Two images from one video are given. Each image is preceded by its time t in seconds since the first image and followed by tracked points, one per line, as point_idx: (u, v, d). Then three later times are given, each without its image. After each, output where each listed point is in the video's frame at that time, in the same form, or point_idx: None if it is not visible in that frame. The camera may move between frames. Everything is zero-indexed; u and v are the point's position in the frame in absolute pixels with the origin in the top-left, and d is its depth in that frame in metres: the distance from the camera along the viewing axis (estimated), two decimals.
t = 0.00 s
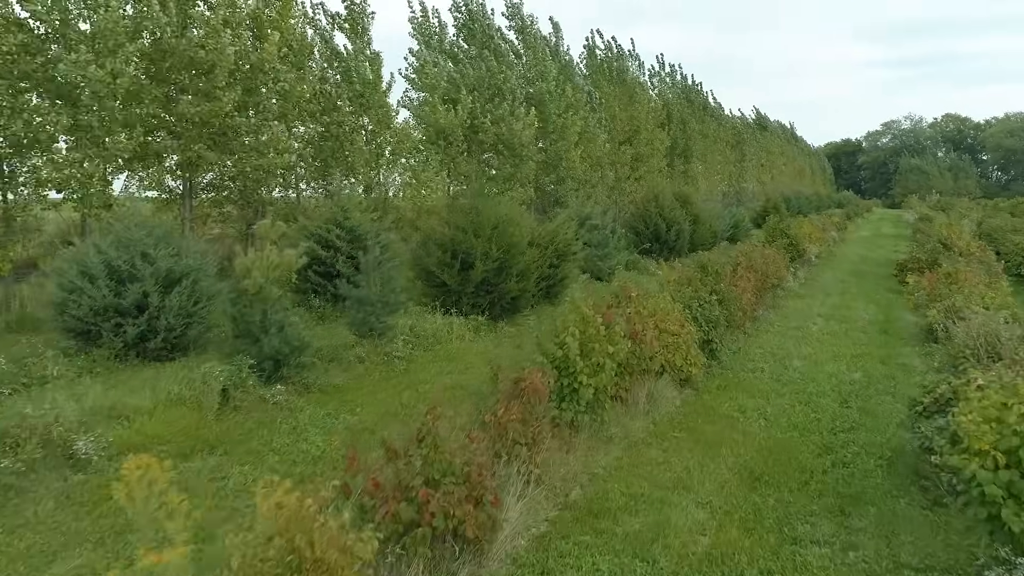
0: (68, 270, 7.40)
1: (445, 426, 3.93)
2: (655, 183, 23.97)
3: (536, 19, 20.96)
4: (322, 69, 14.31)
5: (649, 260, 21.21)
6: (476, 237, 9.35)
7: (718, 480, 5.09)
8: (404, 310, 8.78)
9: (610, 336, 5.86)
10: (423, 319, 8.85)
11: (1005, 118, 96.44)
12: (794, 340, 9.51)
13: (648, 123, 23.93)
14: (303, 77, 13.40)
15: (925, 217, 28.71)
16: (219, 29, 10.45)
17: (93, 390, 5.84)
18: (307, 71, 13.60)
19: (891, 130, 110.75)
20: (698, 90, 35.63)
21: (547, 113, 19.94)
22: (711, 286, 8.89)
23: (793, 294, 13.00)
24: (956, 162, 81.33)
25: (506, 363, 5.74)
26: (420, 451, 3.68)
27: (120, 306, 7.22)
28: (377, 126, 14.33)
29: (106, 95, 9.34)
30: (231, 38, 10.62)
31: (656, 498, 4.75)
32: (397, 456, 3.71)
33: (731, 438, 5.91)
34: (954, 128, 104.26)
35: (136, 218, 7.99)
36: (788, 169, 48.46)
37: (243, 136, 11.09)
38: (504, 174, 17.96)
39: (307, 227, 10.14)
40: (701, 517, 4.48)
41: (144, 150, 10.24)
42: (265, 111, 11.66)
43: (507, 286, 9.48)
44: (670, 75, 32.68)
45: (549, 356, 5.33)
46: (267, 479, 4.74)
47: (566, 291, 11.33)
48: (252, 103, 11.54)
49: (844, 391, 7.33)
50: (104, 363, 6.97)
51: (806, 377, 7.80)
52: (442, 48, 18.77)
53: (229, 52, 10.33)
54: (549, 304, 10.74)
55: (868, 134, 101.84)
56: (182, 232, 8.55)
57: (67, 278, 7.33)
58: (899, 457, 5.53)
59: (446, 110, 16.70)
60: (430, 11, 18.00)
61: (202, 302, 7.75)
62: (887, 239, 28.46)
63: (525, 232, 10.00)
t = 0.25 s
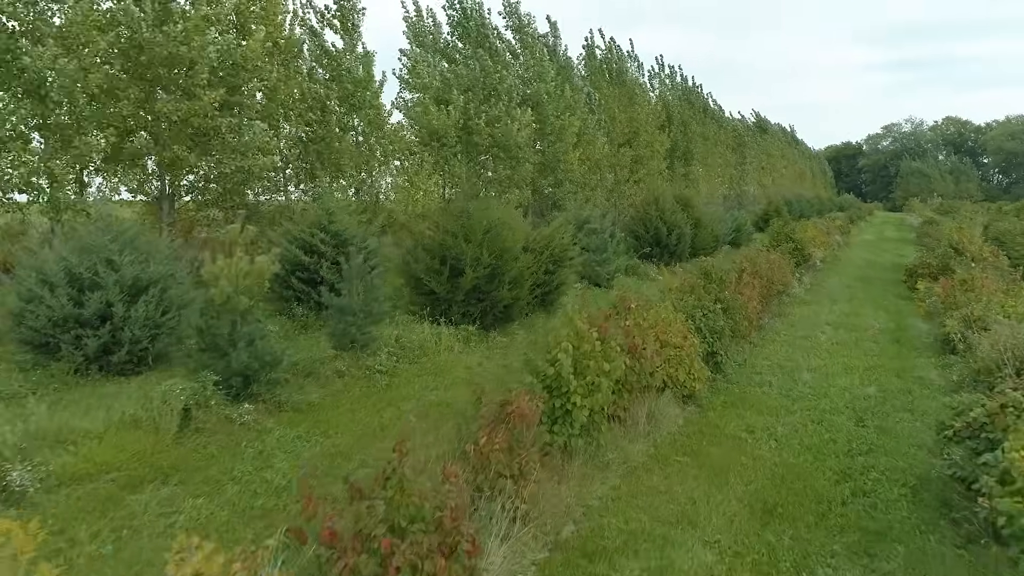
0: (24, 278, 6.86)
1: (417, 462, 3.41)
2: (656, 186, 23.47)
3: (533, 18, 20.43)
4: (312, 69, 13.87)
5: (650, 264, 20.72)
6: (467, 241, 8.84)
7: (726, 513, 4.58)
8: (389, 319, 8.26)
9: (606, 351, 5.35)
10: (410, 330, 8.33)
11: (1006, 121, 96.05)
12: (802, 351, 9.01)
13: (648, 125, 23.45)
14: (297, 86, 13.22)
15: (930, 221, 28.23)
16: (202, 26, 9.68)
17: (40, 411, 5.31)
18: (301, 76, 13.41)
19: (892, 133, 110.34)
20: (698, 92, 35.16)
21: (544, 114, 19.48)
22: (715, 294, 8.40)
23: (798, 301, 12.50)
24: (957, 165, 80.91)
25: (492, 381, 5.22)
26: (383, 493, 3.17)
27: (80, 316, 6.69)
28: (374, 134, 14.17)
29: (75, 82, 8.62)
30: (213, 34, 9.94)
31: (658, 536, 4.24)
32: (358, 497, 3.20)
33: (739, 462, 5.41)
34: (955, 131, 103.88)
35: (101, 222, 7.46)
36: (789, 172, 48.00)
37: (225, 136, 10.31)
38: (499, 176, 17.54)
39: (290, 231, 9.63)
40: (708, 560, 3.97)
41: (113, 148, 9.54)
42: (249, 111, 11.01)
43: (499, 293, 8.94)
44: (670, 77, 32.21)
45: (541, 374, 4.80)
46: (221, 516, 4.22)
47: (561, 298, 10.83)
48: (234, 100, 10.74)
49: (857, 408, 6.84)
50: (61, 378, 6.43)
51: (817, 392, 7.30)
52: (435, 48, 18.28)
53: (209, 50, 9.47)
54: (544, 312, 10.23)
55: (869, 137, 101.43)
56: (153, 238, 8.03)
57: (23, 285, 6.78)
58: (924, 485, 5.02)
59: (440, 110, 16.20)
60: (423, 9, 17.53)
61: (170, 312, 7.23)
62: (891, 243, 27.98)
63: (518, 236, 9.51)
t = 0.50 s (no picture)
0: None
1: (378, 505, 2.93)
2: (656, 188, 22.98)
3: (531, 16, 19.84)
4: (302, 67, 13.35)
5: (650, 269, 20.24)
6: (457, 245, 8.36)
7: (737, 552, 4.08)
8: (374, 329, 7.77)
9: (603, 367, 4.85)
10: (395, 339, 7.84)
11: (1008, 124, 95.64)
12: (812, 362, 8.52)
13: (649, 127, 22.97)
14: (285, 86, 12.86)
15: (935, 224, 27.74)
16: (179, 19, 9.01)
17: None
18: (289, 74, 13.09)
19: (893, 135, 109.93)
20: (699, 94, 34.69)
21: (542, 115, 19.02)
22: (719, 301, 7.91)
23: (804, 307, 12.01)
24: (959, 168, 80.46)
25: (477, 401, 4.72)
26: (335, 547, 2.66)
27: (35, 327, 6.16)
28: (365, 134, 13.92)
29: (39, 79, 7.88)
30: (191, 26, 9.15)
31: None
32: (308, 550, 2.70)
33: (750, 489, 4.92)
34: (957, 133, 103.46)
35: (63, 225, 6.94)
36: (791, 175, 47.53)
37: (204, 134, 9.70)
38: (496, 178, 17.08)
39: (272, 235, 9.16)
40: None
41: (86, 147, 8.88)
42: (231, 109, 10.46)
43: (492, 300, 8.47)
44: (671, 78, 31.74)
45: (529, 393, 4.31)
46: (165, 557, 3.73)
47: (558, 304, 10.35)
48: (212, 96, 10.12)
49: (875, 425, 6.35)
50: (14, 395, 5.94)
51: (830, 407, 6.82)
52: (430, 47, 17.80)
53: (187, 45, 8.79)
54: (539, 320, 9.74)
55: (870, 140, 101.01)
56: (121, 243, 7.53)
57: None
58: (956, 516, 4.53)
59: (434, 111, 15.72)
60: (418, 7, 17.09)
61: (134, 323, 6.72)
62: (896, 246, 27.49)
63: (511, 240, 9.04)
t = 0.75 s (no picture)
0: None
1: (324, 568, 2.43)
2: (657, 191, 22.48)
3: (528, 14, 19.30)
4: (290, 66, 13.04)
5: (651, 273, 19.72)
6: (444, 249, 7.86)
7: None
8: (356, 340, 7.27)
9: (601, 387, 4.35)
10: (380, 351, 7.34)
11: (1010, 126, 95.16)
12: (824, 374, 8.00)
13: (649, 128, 22.49)
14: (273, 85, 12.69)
15: (942, 227, 27.25)
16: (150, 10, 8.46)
17: None
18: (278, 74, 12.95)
19: (895, 138, 109.45)
20: (700, 95, 34.24)
21: (540, 115, 18.54)
22: (725, 310, 7.40)
23: (813, 314, 11.51)
24: (962, 171, 79.96)
25: (461, 426, 4.21)
26: None
27: None
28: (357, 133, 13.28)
29: None
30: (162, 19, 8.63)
31: None
32: None
33: (764, 524, 4.40)
34: (958, 136, 103.03)
35: (21, 228, 6.45)
36: (793, 178, 47.06)
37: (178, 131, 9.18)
38: (492, 180, 16.59)
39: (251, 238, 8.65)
40: None
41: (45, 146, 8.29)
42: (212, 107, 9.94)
43: (483, 308, 7.94)
44: (671, 80, 31.29)
45: (515, 419, 3.80)
46: None
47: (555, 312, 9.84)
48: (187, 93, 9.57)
49: (897, 446, 5.83)
50: None
51: (847, 425, 6.29)
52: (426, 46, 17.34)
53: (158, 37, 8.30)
54: (535, 329, 9.24)
55: (871, 143, 100.55)
56: (85, 249, 7.02)
57: None
58: (1001, 556, 3.99)
59: (428, 111, 15.25)
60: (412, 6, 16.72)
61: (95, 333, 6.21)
62: (902, 249, 26.97)
63: (504, 244, 8.53)
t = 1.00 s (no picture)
0: None
1: None
2: (657, 193, 21.98)
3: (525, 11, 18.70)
4: (277, 65, 12.69)
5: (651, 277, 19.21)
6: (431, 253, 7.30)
7: None
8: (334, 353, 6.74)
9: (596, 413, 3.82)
10: (360, 364, 6.81)
11: (1012, 129, 94.72)
12: (837, 389, 7.46)
13: (650, 129, 21.98)
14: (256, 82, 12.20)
15: (947, 231, 26.76)
16: None
17: None
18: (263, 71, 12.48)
19: (896, 141, 109.02)
20: (700, 96, 33.75)
21: (537, 115, 18.04)
22: (732, 321, 6.88)
23: (821, 322, 10.99)
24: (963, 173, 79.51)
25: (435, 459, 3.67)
26: None
27: None
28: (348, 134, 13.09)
29: None
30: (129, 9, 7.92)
31: None
32: None
33: (781, 568, 3.88)
34: (959, 139, 102.62)
35: None
36: (793, 180, 46.57)
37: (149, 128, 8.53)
38: (487, 182, 16.09)
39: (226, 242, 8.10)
40: None
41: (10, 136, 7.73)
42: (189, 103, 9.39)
43: (472, 317, 7.40)
44: (672, 80, 30.79)
45: (497, 455, 3.27)
46: None
47: (550, 320, 9.31)
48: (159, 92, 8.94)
49: (924, 472, 5.29)
50: None
51: (867, 447, 5.76)
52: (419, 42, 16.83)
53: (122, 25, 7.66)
54: (528, 339, 8.72)
55: (872, 145, 100.11)
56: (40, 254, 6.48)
57: None
58: None
59: (421, 110, 14.74)
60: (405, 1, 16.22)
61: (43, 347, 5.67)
62: (907, 253, 26.47)
63: (496, 249, 8.00)
